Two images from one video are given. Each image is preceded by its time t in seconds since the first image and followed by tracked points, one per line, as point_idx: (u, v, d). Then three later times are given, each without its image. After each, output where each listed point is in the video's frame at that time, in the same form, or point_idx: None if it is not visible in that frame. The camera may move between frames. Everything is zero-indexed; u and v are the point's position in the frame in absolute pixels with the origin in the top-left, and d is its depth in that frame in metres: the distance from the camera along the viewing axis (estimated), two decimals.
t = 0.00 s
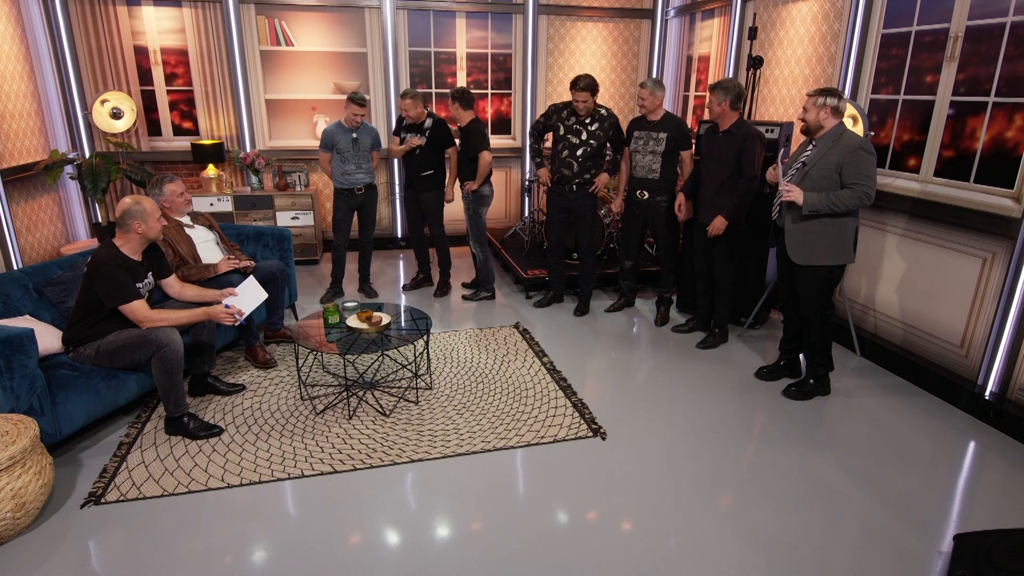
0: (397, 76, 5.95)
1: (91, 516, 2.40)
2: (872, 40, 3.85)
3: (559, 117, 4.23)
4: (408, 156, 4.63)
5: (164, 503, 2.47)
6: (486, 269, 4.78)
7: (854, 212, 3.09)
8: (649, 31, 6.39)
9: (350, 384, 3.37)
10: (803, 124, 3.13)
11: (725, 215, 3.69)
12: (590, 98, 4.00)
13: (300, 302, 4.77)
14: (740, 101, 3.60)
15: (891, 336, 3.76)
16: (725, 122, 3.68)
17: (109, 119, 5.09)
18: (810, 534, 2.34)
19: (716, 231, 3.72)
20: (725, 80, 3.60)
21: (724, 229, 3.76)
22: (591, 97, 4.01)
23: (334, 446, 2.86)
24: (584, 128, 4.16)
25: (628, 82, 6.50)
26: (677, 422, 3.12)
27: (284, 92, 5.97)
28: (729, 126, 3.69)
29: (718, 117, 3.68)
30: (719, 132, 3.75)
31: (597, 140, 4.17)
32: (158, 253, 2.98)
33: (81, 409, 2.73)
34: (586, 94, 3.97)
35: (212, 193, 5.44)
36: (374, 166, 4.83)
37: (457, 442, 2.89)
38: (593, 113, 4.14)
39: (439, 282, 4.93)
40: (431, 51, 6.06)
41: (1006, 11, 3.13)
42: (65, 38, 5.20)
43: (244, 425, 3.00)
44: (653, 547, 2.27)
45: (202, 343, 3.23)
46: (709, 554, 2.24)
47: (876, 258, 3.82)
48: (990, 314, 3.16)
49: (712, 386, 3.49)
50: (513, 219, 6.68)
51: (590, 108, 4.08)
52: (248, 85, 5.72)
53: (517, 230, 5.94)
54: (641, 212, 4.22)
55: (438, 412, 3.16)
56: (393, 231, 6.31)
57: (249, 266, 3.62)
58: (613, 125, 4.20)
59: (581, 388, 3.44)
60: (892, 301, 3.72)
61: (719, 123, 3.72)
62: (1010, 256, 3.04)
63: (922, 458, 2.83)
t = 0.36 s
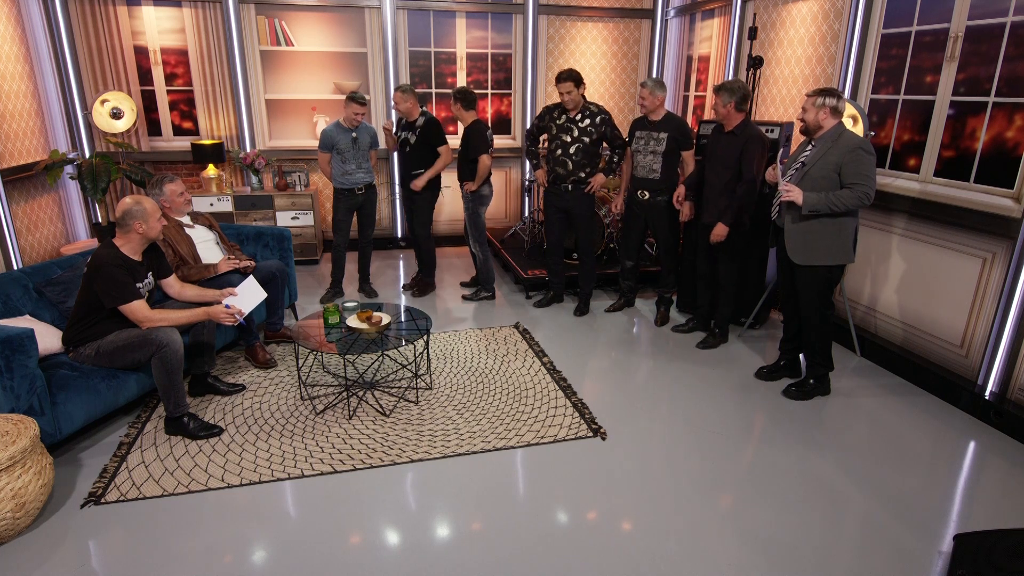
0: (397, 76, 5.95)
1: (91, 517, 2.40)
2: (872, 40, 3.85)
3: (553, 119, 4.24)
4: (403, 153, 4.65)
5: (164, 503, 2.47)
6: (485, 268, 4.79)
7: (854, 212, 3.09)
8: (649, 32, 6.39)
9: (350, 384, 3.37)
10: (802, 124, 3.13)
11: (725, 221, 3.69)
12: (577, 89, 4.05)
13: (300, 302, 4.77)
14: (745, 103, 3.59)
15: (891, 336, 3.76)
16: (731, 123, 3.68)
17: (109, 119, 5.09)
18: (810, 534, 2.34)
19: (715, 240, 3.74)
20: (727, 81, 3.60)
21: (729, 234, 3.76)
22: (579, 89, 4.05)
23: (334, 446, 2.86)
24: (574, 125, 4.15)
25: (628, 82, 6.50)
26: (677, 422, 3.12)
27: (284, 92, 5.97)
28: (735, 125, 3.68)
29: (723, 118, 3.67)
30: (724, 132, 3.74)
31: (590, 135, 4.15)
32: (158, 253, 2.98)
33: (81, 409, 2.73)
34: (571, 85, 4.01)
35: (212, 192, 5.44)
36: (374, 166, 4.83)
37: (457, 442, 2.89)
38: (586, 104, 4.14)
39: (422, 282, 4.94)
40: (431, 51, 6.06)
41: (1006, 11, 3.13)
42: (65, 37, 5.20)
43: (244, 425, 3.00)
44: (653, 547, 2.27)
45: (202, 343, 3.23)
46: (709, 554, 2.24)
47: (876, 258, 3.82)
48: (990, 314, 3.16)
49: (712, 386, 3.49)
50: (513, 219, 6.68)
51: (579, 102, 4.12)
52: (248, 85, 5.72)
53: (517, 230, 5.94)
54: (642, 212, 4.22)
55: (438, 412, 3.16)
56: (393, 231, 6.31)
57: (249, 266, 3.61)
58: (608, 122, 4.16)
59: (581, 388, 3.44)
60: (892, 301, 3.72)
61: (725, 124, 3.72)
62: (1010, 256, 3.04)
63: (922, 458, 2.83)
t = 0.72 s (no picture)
0: (397, 76, 5.96)
1: (91, 517, 2.40)
2: (872, 40, 3.85)
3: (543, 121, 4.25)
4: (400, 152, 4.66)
5: (164, 503, 2.47)
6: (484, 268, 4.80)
7: (854, 211, 3.09)
8: (649, 32, 6.39)
9: (350, 384, 3.37)
10: (802, 124, 3.13)
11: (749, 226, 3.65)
12: (564, 87, 4.05)
13: (300, 302, 4.77)
14: (743, 103, 3.60)
15: (891, 336, 3.76)
16: (729, 124, 3.68)
17: (109, 119, 5.09)
18: (811, 534, 2.34)
19: (743, 246, 3.70)
20: (726, 82, 3.60)
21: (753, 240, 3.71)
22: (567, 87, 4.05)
23: (334, 446, 2.86)
24: (561, 125, 4.17)
25: (628, 83, 6.50)
26: (678, 421, 3.12)
27: (284, 92, 5.97)
28: (735, 126, 3.68)
29: (723, 119, 3.68)
30: (724, 132, 3.74)
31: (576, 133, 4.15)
32: (158, 254, 2.98)
33: (81, 409, 2.73)
34: (558, 82, 4.01)
35: (212, 193, 5.45)
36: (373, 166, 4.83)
37: (457, 442, 2.89)
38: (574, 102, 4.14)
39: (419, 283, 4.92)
40: (431, 51, 6.06)
41: (1006, 11, 3.13)
42: (65, 38, 5.20)
43: (244, 425, 3.00)
44: (653, 547, 2.27)
45: (202, 343, 3.22)
46: (709, 554, 2.24)
47: (877, 258, 3.82)
48: (990, 315, 3.15)
49: (712, 386, 3.49)
50: (513, 219, 6.68)
51: (566, 101, 4.12)
52: (248, 85, 5.72)
53: (517, 230, 5.94)
54: (642, 212, 4.22)
55: (438, 412, 3.16)
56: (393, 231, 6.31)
57: (249, 266, 3.61)
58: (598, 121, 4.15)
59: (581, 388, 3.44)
60: (892, 300, 3.72)
61: (724, 125, 3.73)
62: (1010, 256, 3.04)
63: (922, 458, 2.83)
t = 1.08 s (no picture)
0: (397, 76, 5.97)
1: (91, 517, 2.40)
2: (872, 40, 3.85)
3: (541, 122, 4.26)
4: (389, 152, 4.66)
5: (164, 503, 2.47)
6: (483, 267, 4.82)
7: (853, 210, 3.09)
8: (649, 31, 6.39)
9: (350, 384, 3.37)
10: (801, 124, 3.13)
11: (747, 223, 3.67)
12: (559, 89, 4.05)
13: (300, 302, 4.77)
14: (741, 103, 3.60)
15: (891, 336, 3.76)
16: (727, 125, 3.68)
17: (109, 119, 5.09)
18: (811, 534, 2.34)
19: (738, 242, 3.73)
20: (726, 82, 3.60)
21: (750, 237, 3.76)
22: (562, 89, 4.05)
23: (334, 446, 2.86)
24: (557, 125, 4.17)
25: (628, 83, 6.50)
26: (677, 422, 3.12)
27: (284, 92, 5.97)
28: (733, 128, 3.68)
29: (721, 120, 3.68)
30: (723, 133, 3.75)
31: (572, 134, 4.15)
32: (158, 253, 2.98)
33: (81, 409, 2.73)
34: (552, 84, 4.01)
35: (212, 193, 5.45)
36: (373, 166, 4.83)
37: (457, 442, 2.89)
38: (567, 103, 4.14)
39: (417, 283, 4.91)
40: (431, 51, 6.06)
41: (1006, 11, 3.13)
42: (65, 38, 5.20)
43: (244, 425, 3.00)
44: (653, 547, 2.27)
45: (202, 343, 3.21)
46: (710, 554, 2.24)
47: (876, 258, 3.82)
48: (990, 314, 3.15)
49: (712, 386, 3.49)
50: (513, 219, 6.68)
51: (560, 103, 4.12)
52: (248, 85, 5.72)
53: (517, 230, 5.94)
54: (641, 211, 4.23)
55: (438, 412, 3.16)
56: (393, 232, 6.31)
57: (249, 266, 3.61)
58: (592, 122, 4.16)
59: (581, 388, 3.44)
60: (891, 300, 3.73)
61: (722, 126, 3.73)
62: (1010, 256, 3.04)
63: (922, 458, 2.83)
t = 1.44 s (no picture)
0: (397, 76, 5.97)
1: (91, 517, 2.40)
2: (872, 40, 3.85)
3: (550, 122, 4.27)
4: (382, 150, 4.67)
5: (164, 503, 2.47)
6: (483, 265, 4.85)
7: (853, 210, 3.09)
8: (649, 32, 6.39)
9: (350, 384, 3.37)
10: (803, 125, 3.13)
11: (745, 221, 3.69)
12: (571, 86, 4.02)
13: (300, 302, 4.77)
14: (739, 103, 3.60)
15: (891, 336, 3.76)
16: (726, 124, 3.68)
17: (109, 119, 5.09)
18: (811, 534, 2.34)
19: (735, 240, 3.74)
20: (724, 83, 3.60)
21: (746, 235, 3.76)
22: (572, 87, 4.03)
23: (334, 446, 2.86)
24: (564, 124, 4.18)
25: (628, 83, 6.50)
26: (678, 422, 3.12)
27: (284, 92, 5.97)
28: (730, 128, 3.69)
29: (719, 120, 3.68)
30: (721, 133, 3.75)
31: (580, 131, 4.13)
32: (158, 253, 2.98)
33: (81, 409, 2.73)
34: (563, 81, 3.98)
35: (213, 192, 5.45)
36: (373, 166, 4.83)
37: (457, 442, 2.89)
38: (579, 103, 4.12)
39: (417, 282, 4.92)
40: (431, 51, 6.06)
41: (1006, 11, 3.13)
42: (65, 37, 5.20)
43: (244, 425, 3.00)
44: (653, 547, 2.27)
45: (202, 343, 3.21)
46: (710, 554, 2.24)
47: (876, 258, 3.81)
48: (990, 314, 3.15)
49: (712, 386, 3.49)
50: (513, 219, 6.69)
51: (571, 101, 4.10)
52: (248, 85, 5.72)
53: (517, 230, 5.94)
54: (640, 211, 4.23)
55: (438, 412, 3.16)
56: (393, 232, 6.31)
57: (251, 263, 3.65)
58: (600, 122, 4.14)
59: (581, 388, 3.44)
60: (891, 300, 3.73)
61: (720, 126, 3.73)
62: (1010, 256, 3.04)
63: (922, 458, 2.83)
